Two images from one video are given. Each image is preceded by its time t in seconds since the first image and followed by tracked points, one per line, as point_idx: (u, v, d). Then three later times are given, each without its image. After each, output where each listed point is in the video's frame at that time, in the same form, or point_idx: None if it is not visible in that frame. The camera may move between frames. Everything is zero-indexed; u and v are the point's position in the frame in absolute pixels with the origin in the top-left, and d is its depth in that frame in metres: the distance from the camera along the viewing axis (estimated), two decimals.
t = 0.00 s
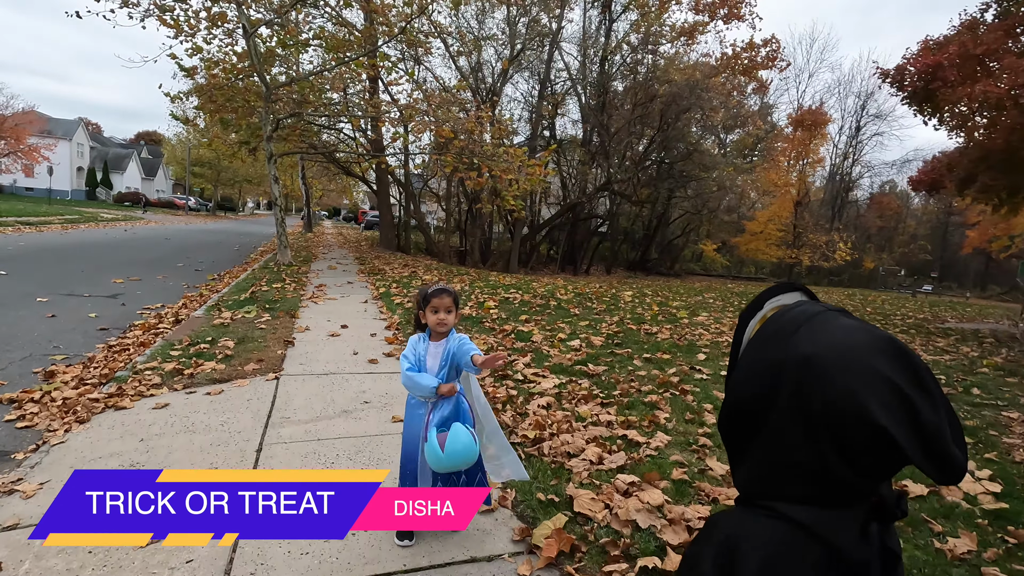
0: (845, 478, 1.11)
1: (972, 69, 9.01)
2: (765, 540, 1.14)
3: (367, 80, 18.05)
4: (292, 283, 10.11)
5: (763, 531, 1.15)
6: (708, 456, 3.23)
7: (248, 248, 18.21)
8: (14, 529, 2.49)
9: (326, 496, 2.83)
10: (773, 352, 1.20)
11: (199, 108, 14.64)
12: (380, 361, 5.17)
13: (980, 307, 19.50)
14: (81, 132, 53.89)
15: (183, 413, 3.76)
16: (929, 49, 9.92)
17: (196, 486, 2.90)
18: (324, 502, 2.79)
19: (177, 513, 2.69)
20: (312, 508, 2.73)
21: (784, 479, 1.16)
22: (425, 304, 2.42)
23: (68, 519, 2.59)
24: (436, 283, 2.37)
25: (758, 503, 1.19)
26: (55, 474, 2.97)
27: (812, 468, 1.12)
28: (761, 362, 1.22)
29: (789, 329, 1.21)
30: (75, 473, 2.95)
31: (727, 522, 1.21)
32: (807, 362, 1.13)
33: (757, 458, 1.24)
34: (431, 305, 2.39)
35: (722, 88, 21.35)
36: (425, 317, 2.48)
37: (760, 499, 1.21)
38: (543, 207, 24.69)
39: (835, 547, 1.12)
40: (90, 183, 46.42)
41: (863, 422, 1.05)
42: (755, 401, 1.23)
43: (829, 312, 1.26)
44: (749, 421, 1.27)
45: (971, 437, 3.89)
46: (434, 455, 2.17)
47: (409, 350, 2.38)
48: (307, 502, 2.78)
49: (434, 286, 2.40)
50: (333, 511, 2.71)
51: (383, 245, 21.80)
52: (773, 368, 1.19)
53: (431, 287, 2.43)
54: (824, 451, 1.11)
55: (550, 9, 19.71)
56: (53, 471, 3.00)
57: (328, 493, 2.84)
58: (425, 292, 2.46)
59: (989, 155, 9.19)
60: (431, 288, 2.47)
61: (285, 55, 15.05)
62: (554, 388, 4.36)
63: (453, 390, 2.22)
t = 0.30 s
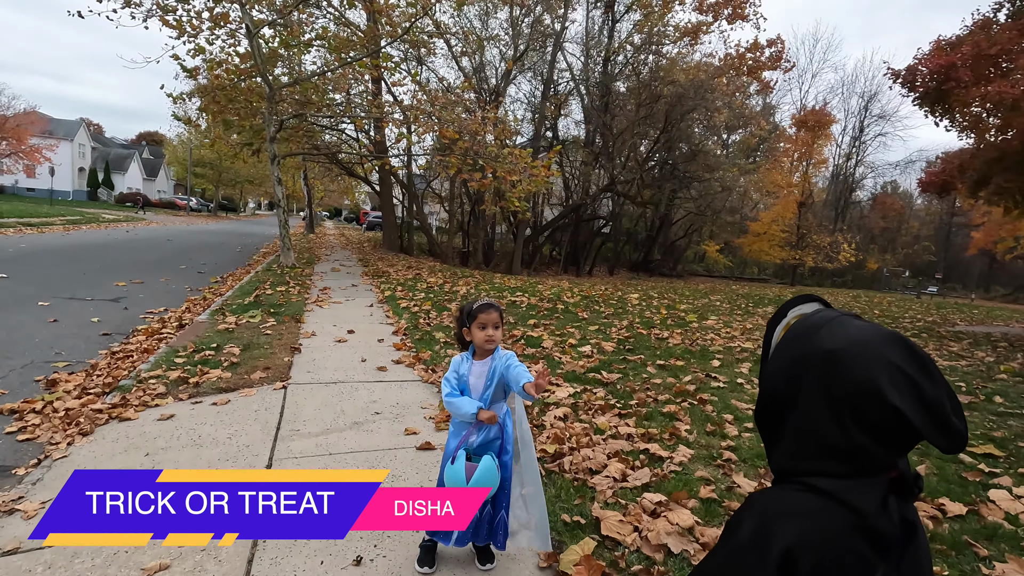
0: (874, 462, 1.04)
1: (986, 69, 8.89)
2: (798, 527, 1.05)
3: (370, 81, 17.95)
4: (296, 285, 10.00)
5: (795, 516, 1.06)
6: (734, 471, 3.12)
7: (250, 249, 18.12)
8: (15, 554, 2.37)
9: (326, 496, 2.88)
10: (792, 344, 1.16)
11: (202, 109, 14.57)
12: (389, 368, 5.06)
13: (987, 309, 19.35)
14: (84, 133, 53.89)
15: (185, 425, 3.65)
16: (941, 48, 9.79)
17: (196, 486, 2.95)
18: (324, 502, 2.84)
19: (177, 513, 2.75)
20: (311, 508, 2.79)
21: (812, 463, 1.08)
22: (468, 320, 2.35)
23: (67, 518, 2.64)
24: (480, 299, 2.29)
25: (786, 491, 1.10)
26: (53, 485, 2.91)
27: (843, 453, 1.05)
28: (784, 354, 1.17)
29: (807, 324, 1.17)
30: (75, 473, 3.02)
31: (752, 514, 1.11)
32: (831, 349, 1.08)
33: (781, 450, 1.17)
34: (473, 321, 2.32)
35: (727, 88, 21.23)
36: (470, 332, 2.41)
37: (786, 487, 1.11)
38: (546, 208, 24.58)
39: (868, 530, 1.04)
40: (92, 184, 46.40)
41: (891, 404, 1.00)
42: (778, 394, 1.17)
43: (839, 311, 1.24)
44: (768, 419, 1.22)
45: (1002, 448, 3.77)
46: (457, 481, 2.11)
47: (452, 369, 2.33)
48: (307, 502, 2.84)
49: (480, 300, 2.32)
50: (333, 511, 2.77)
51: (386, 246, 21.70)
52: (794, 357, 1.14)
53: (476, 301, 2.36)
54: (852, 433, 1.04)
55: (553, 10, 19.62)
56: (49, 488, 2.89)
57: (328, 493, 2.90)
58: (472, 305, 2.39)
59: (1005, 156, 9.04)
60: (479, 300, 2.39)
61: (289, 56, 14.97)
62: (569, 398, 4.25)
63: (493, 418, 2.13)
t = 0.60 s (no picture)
0: (863, 419, 1.38)
1: (992, 70, 8.83)
2: (805, 470, 1.39)
3: (370, 82, 17.89)
4: (296, 287, 9.93)
5: (802, 462, 1.39)
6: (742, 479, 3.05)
7: (250, 250, 18.19)
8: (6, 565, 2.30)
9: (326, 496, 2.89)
10: (799, 333, 1.47)
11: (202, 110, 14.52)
12: (390, 371, 4.99)
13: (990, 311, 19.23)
14: (85, 134, 53.91)
15: (183, 431, 3.56)
16: (947, 49, 9.71)
17: (195, 486, 2.95)
18: (324, 502, 2.85)
19: (177, 513, 2.75)
20: (311, 508, 2.79)
21: (815, 424, 1.41)
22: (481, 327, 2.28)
23: (68, 518, 2.65)
24: (497, 304, 2.21)
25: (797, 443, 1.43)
26: (52, 488, 2.89)
27: (841, 414, 1.38)
28: (791, 341, 1.48)
29: (811, 313, 1.48)
30: (74, 473, 3.02)
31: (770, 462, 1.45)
32: (830, 336, 1.40)
33: (790, 414, 1.49)
34: (487, 328, 2.24)
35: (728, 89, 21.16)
36: (480, 339, 2.34)
37: (795, 443, 1.44)
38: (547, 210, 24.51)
39: (858, 470, 1.38)
40: (93, 185, 46.40)
41: (876, 375, 1.33)
42: (786, 372, 1.49)
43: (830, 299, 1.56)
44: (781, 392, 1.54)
45: (1015, 454, 3.70)
46: (494, 503, 2.01)
47: (463, 379, 2.26)
48: (307, 502, 2.85)
49: (496, 306, 2.25)
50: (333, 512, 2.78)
51: (386, 248, 21.63)
52: (801, 344, 1.46)
53: (489, 308, 2.29)
54: (846, 400, 1.37)
55: (554, 10, 19.58)
56: (41, 498, 2.81)
57: (327, 493, 2.91)
58: (484, 310, 2.31)
59: (1011, 157, 8.96)
60: (490, 306, 2.33)
61: (289, 57, 14.92)
62: (573, 402, 4.18)
63: (507, 432, 2.07)
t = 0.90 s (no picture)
0: (809, 396, 1.51)
1: (997, 69, 8.76)
2: (760, 451, 1.49)
3: (371, 81, 17.84)
4: (295, 287, 9.87)
5: (760, 444, 1.49)
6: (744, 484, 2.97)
7: (250, 250, 18.19)
8: None
9: (325, 496, 2.87)
10: (746, 322, 1.56)
11: (202, 109, 14.49)
12: (386, 373, 4.92)
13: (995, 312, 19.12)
14: (87, 133, 54.01)
15: (182, 432, 3.52)
16: (951, 48, 9.64)
17: (195, 486, 2.93)
18: (324, 501, 2.84)
19: (177, 513, 2.74)
20: (311, 508, 2.78)
21: (765, 403, 1.52)
22: (470, 330, 2.18)
23: (68, 518, 2.64)
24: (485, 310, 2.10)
25: (754, 427, 1.53)
26: (49, 488, 2.87)
27: (788, 393, 1.49)
28: (740, 330, 1.57)
29: (753, 303, 1.58)
30: (75, 473, 3.00)
31: (727, 449, 1.53)
32: (774, 322, 1.50)
33: (741, 398, 1.59)
34: (475, 331, 2.14)
35: (731, 89, 21.08)
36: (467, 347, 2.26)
37: (749, 422, 1.55)
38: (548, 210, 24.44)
39: (805, 439, 1.51)
40: (95, 184, 46.50)
41: (818, 353, 1.46)
42: (736, 359, 1.59)
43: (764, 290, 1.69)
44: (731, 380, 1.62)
45: (1023, 459, 3.62)
46: (493, 517, 1.93)
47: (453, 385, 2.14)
48: (307, 502, 2.83)
49: (483, 309, 2.15)
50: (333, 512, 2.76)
51: (387, 247, 21.59)
52: (748, 333, 1.55)
53: (476, 311, 2.18)
54: (792, 378, 1.49)
55: (556, 10, 19.54)
56: (34, 502, 2.75)
57: (327, 493, 2.89)
58: (472, 313, 2.20)
59: (1018, 156, 8.87)
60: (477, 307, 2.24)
61: (290, 56, 14.89)
62: (572, 405, 4.11)
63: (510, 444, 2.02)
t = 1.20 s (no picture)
0: (741, 374, 1.56)
1: (999, 67, 8.67)
2: (706, 431, 1.52)
3: (369, 81, 17.76)
4: (292, 288, 9.80)
5: (704, 424, 1.51)
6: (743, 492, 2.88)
7: (248, 250, 18.14)
8: None
9: (325, 497, 2.88)
10: (681, 309, 1.58)
11: (200, 109, 14.42)
12: (379, 375, 4.84)
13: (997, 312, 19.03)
14: (87, 134, 54.01)
15: (177, 434, 3.49)
16: (953, 45, 9.53)
17: (196, 486, 2.93)
18: (324, 501, 2.85)
19: (177, 513, 2.74)
20: (311, 508, 2.79)
21: (704, 385, 1.56)
22: (438, 341, 2.11)
23: (69, 518, 2.65)
24: (458, 321, 2.05)
25: (697, 408, 1.55)
26: (49, 488, 2.87)
27: (725, 374, 1.53)
28: (675, 317, 1.58)
29: (685, 292, 1.60)
30: (75, 474, 2.99)
31: (672, 431, 1.55)
32: (709, 309, 1.54)
33: (678, 382, 1.61)
34: (446, 342, 2.08)
35: (731, 88, 20.99)
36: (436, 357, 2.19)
37: (691, 406, 1.56)
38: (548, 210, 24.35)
39: (741, 416, 1.56)
40: (95, 185, 46.50)
41: (749, 336, 1.52)
42: (673, 345, 1.60)
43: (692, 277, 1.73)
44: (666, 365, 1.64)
45: None
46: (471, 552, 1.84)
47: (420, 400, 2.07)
48: (307, 502, 2.84)
49: (454, 320, 2.09)
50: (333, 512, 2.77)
51: (387, 248, 21.51)
52: (683, 320, 1.57)
53: (446, 321, 2.13)
54: (728, 361, 1.53)
55: (555, 9, 19.47)
56: (31, 504, 2.73)
57: (328, 493, 2.90)
58: (441, 322, 2.14)
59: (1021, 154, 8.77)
60: (446, 315, 2.17)
61: (287, 56, 14.79)
62: (567, 409, 4.03)
63: (481, 471, 1.99)
